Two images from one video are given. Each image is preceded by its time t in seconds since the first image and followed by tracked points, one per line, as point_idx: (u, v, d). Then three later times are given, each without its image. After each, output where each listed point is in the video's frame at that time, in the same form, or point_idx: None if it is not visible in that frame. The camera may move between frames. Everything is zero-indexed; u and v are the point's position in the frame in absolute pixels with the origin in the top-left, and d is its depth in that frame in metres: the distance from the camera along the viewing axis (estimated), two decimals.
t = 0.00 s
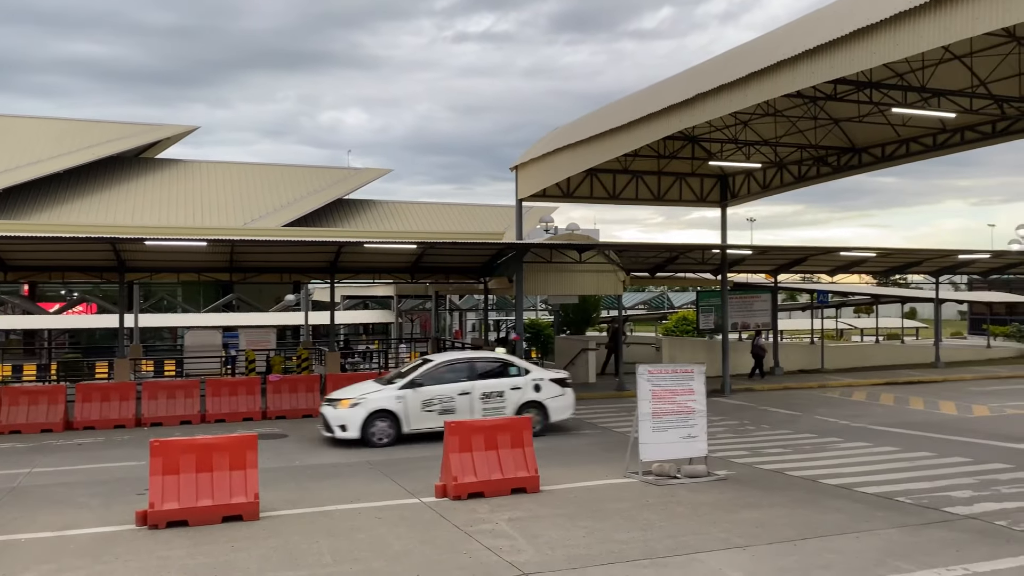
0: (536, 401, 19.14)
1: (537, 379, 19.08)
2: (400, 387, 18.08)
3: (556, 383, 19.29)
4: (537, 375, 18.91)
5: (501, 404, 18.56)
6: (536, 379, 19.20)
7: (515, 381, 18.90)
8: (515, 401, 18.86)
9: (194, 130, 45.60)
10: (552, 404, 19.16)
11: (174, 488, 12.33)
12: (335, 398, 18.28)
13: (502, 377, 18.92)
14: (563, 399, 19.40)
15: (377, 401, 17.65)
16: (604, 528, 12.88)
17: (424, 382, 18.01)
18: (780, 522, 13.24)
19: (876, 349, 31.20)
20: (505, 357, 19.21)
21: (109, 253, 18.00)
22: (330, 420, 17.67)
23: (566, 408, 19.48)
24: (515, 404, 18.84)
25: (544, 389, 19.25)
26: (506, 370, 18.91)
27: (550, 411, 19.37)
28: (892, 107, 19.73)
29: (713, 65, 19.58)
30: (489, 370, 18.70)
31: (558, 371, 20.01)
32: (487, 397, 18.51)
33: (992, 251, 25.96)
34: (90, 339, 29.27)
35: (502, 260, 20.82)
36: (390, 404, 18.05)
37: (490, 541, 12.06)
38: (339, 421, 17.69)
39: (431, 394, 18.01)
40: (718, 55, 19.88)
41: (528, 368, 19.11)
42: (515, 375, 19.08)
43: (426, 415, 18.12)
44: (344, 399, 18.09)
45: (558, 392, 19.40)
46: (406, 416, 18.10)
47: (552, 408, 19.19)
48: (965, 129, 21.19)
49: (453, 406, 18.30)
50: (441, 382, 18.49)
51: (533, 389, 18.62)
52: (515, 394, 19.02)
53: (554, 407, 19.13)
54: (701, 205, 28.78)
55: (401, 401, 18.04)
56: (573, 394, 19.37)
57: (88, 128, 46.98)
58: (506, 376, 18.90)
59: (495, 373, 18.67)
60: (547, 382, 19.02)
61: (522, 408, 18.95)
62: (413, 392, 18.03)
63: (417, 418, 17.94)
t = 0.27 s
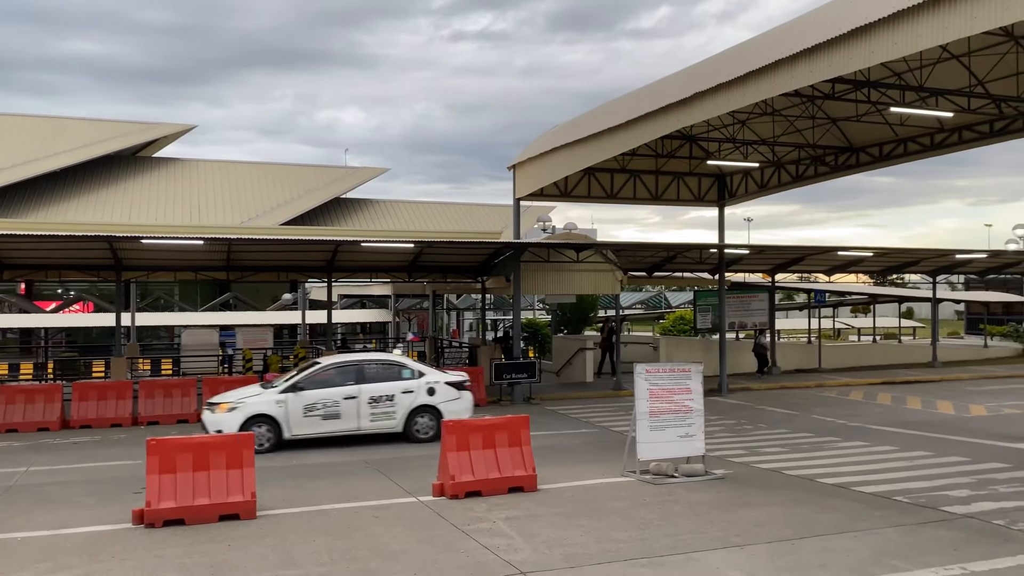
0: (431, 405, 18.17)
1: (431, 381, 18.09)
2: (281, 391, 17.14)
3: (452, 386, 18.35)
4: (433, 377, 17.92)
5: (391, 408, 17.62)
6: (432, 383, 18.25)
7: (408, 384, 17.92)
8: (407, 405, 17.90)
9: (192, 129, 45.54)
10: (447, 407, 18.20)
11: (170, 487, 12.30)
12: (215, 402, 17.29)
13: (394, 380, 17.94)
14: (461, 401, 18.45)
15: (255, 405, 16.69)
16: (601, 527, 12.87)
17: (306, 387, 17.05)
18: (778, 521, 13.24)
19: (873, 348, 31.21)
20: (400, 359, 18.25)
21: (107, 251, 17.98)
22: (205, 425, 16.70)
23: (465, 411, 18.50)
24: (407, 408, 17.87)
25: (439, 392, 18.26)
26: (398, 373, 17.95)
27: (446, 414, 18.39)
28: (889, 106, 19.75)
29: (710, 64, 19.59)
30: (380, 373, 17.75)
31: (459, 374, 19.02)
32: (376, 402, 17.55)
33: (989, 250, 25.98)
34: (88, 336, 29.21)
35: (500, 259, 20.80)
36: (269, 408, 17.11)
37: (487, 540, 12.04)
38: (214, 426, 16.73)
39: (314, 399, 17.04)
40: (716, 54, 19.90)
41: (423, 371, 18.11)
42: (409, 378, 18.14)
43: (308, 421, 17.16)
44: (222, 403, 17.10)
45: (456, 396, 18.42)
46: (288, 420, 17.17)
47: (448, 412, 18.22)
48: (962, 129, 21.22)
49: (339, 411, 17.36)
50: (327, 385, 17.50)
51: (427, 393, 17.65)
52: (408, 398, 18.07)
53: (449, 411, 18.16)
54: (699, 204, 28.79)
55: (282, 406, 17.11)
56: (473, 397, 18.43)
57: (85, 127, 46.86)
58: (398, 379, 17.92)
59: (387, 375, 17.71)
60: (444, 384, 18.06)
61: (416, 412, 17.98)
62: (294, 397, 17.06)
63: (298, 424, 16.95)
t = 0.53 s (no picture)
0: (329, 413, 17.57)
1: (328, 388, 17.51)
2: (170, 398, 16.59)
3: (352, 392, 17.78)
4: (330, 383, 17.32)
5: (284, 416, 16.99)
6: (330, 389, 17.61)
7: (304, 391, 17.34)
8: (304, 412, 17.30)
9: (206, 131, 45.80)
10: (347, 415, 17.61)
11: (185, 488, 12.39)
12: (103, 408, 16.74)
13: (291, 386, 17.37)
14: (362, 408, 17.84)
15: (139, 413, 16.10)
16: (613, 529, 12.88)
17: (194, 393, 16.50)
18: (791, 523, 13.21)
19: (887, 351, 31.04)
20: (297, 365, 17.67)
21: (122, 253, 18.11)
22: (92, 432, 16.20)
23: (366, 418, 17.89)
24: (303, 416, 17.27)
25: (338, 399, 17.68)
26: (294, 379, 17.27)
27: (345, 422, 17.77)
28: (902, 108, 19.69)
29: (724, 66, 19.56)
30: (274, 379, 17.14)
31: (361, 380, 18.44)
32: (269, 409, 16.93)
33: (1004, 252, 25.81)
34: (104, 338, 29.41)
35: (512, 260, 20.81)
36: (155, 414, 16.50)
37: (500, 542, 12.07)
38: (100, 434, 16.20)
39: (203, 406, 16.46)
40: (728, 56, 19.89)
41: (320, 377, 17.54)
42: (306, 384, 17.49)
43: (196, 428, 16.58)
44: (109, 410, 16.55)
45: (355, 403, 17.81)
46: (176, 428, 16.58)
47: (346, 419, 17.60)
48: (977, 130, 21.13)
49: (229, 419, 16.76)
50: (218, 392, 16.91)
51: (322, 400, 17.06)
52: (304, 405, 17.43)
53: (348, 419, 17.55)
54: (711, 206, 28.74)
55: (169, 413, 16.49)
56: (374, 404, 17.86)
57: (99, 130, 47.15)
58: (294, 385, 17.32)
59: (283, 382, 17.14)
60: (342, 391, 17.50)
61: (312, 420, 17.37)
62: (183, 404, 16.51)
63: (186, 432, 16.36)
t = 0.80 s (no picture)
0: (242, 422, 15.94)
1: (243, 395, 15.94)
2: (75, 405, 15.19)
3: (268, 400, 16.13)
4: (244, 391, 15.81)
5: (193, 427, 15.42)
6: (247, 396, 15.98)
7: (216, 399, 15.80)
8: (215, 422, 15.74)
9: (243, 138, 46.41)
10: (262, 424, 15.95)
11: (223, 489, 12.52)
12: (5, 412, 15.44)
13: (203, 394, 15.80)
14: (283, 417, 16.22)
15: (40, 422, 14.73)
16: (649, 535, 12.76)
17: (101, 400, 15.13)
18: (831, 532, 12.96)
19: (928, 356, 30.40)
20: (210, 371, 16.20)
21: (161, 258, 18.37)
22: None
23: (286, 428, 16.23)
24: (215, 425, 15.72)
25: (252, 408, 16.05)
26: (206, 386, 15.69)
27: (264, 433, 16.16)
28: (943, 108, 19.31)
29: (760, 67, 19.33)
30: (186, 386, 15.64)
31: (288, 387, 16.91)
32: (177, 417, 15.43)
33: None
34: (143, 342, 29.90)
35: (545, 264, 20.72)
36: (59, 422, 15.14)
37: (535, 547, 12.01)
38: None
39: (108, 413, 15.05)
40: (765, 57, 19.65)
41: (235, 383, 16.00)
42: (220, 390, 15.90)
43: (102, 437, 15.21)
44: (11, 416, 15.17)
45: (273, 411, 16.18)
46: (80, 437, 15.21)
47: (260, 429, 15.91)
48: (1021, 130, 20.61)
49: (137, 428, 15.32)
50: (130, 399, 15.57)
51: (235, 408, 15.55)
52: (218, 413, 15.85)
53: (263, 429, 15.92)
54: (747, 209, 28.46)
55: (73, 421, 15.08)
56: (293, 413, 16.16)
57: (139, 138, 47.77)
58: (205, 393, 15.82)
59: (194, 388, 15.64)
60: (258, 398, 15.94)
61: (225, 430, 15.82)
62: (87, 412, 15.12)
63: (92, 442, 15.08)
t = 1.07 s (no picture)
0: (192, 436, 15.94)
1: (195, 410, 15.93)
2: (28, 417, 15.21)
3: (219, 414, 16.10)
4: (197, 405, 15.83)
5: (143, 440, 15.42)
6: (197, 410, 15.93)
7: (167, 413, 15.80)
8: (164, 436, 15.80)
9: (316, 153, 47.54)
10: (212, 438, 15.99)
11: (300, 496, 12.78)
12: None
13: (154, 407, 15.80)
14: (234, 431, 16.24)
15: None
16: (724, 548, 12.47)
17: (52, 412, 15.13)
18: (918, 548, 12.45)
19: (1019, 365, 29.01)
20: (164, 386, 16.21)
21: (241, 270, 18.94)
22: None
23: (236, 442, 16.24)
24: (164, 439, 15.77)
25: (203, 421, 16.02)
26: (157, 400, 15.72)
27: (213, 447, 16.14)
28: None
29: (836, 68, 18.80)
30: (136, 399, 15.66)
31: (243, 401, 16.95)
32: (126, 430, 15.50)
33: None
34: (223, 351, 30.86)
35: (613, 273, 20.57)
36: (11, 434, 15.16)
37: (608, 559, 11.87)
38: None
39: (59, 425, 15.14)
40: (840, 57, 19.15)
41: (186, 397, 15.98)
42: (171, 404, 15.91)
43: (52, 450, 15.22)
44: None
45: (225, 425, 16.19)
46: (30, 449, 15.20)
47: (210, 444, 15.96)
48: None
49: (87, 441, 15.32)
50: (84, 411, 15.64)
51: (185, 422, 15.57)
52: (166, 427, 15.83)
53: (212, 444, 15.93)
54: (822, 214, 27.77)
55: (24, 432, 15.12)
56: (244, 428, 16.15)
57: (221, 156, 48.97)
58: (157, 406, 15.84)
59: (146, 402, 15.73)
60: (210, 413, 15.92)
61: (174, 443, 15.85)
62: (41, 423, 15.16)
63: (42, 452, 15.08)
